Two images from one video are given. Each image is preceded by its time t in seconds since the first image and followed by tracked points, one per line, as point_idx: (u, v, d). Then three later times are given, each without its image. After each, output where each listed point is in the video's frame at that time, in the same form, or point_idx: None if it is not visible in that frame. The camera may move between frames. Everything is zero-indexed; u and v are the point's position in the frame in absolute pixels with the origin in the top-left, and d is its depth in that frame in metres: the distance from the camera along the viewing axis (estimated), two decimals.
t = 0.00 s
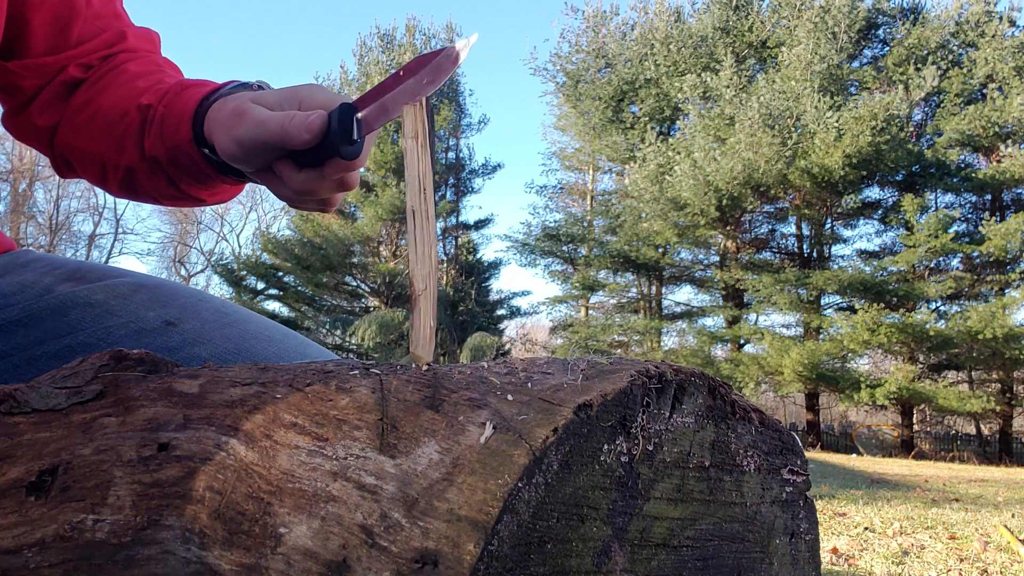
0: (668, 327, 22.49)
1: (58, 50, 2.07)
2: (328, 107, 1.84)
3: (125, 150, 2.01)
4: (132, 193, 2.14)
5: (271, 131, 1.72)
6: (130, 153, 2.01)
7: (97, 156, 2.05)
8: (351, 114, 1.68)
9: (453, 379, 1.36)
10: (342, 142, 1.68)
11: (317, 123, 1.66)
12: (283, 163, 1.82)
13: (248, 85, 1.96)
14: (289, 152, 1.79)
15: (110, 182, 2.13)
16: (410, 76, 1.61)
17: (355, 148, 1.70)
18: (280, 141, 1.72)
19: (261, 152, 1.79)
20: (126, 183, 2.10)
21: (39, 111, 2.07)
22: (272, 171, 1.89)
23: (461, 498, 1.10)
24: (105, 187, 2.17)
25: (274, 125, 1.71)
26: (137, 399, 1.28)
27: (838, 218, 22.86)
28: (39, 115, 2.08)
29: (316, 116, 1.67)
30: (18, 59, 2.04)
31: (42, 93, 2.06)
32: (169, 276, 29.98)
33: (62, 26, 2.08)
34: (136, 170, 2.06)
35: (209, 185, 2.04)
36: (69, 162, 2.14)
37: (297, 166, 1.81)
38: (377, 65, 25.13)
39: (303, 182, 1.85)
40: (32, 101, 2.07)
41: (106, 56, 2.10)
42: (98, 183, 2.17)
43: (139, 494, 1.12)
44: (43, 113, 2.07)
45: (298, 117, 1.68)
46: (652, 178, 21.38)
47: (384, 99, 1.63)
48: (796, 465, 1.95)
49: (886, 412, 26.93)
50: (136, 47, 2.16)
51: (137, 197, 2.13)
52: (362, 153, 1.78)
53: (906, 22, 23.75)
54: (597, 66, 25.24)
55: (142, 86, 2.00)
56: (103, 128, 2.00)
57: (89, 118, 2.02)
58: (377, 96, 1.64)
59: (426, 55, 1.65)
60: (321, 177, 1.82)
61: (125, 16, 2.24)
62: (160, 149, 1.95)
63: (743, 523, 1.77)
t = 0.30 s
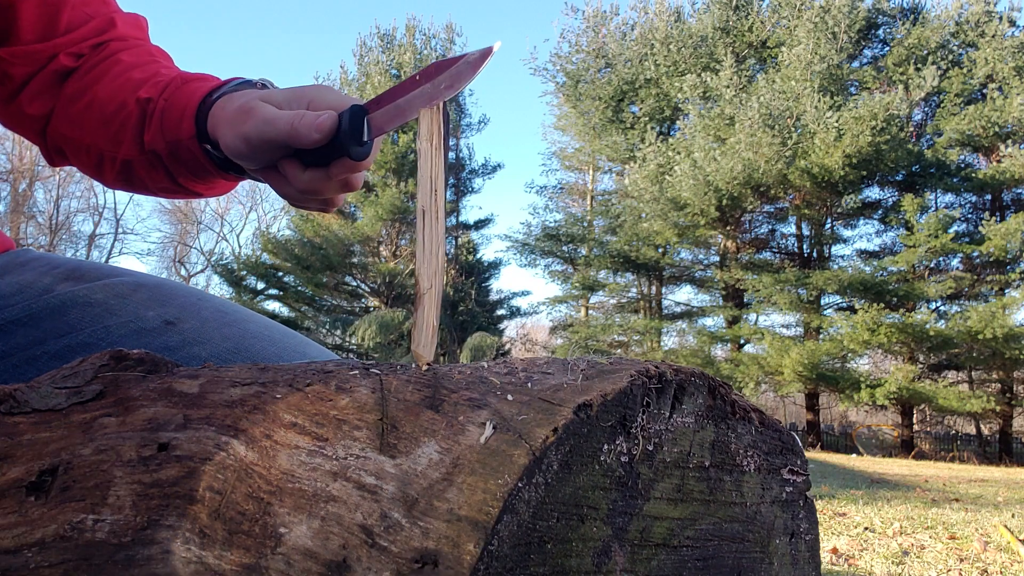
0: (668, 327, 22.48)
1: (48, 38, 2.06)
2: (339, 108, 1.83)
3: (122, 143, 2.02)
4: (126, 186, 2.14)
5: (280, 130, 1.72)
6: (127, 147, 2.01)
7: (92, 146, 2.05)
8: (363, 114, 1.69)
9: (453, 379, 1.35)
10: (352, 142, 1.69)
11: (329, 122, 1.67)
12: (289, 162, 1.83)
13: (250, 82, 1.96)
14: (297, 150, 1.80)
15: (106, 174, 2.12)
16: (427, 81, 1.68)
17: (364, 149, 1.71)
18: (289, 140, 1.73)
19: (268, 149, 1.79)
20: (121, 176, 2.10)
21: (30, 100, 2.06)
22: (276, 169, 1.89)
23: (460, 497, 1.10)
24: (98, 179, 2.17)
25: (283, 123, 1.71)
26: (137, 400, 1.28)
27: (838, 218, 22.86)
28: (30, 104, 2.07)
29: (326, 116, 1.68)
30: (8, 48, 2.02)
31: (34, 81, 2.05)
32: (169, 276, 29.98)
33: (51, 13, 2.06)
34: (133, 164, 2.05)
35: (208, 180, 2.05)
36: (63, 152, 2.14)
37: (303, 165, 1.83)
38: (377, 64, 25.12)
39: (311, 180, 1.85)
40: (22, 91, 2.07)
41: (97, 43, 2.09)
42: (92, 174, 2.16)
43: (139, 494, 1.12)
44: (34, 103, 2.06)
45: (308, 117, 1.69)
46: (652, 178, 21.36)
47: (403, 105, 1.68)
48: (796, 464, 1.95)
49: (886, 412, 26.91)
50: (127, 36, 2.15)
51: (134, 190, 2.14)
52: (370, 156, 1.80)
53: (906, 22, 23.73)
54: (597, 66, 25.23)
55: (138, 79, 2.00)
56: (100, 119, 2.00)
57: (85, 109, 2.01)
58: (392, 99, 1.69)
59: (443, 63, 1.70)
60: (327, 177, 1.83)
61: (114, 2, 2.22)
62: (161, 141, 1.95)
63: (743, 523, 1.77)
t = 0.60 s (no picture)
0: (668, 327, 22.47)
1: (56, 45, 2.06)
2: (341, 109, 1.84)
3: (128, 149, 2.02)
4: (132, 192, 2.13)
5: (283, 131, 1.74)
6: (133, 152, 2.01)
7: (99, 152, 2.05)
8: (363, 115, 1.68)
9: (453, 379, 1.36)
10: (354, 144, 1.69)
11: (331, 123, 1.67)
12: (291, 163, 1.84)
13: (255, 86, 1.97)
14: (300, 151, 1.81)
15: (111, 180, 2.11)
16: (427, 81, 1.66)
17: (365, 150, 1.71)
18: (291, 140, 1.74)
19: (270, 150, 1.81)
20: (126, 182, 2.09)
21: (37, 108, 2.06)
22: (279, 170, 1.90)
23: (461, 497, 1.10)
24: (104, 187, 2.16)
25: (286, 125, 1.73)
26: (137, 399, 1.28)
27: (838, 218, 22.89)
28: (38, 112, 2.07)
29: (328, 117, 1.69)
30: (16, 55, 2.02)
31: (42, 88, 2.05)
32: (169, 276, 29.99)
33: (60, 21, 2.07)
34: (138, 169, 2.05)
35: (213, 184, 2.05)
36: (67, 160, 2.14)
37: (305, 165, 1.83)
38: (377, 64, 25.07)
39: (312, 183, 1.84)
40: (31, 99, 2.07)
41: (105, 53, 2.10)
42: (98, 181, 2.16)
43: (139, 494, 1.12)
44: (41, 110, 2.06)
45: (310, 119, 1.70)
46: (652, 178, 21.36)
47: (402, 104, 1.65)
48: (797, 464, 1.95)
49: (886, 412, 26.90)
50: (134, 45, 2.16)
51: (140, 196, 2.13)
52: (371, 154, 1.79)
53: (906, 22, 23.73)
54: (597, 66, 25.22)
55: (145, 85, 2.01)
56: (107, 124, 2.01)
57: (93, 115, 2.02)
58: (392, 99, 1.67)
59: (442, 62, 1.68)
60: (329, 178, 1.82)
61: (121, 12, 2.23)
62: (166, 146, 1.95)
63: (743, 523, 1.77)
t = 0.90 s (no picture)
0: (668, 327, 22.47)
1: (65, 50, 2.06)
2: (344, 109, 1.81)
3: (137, 151, 2.03)
4: (141, 196, 2.13)
5: (287, 132, 1.69)
6: (142, 153, 2.03)
7: (109, 154, 2.06)
8: (367, 116, 1.62)
9: (453, 378, 1.36)
10: (357, 145, 1.62)
11: (335, 123, 1.61)
12: (296, 163, 1.79)
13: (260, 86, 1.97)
14: (305, 152, 1.76)
15: (119, 184, 2.12)
16: (429, 81, 1.61)
17: (369, 151, 1.63)
18: (297, 142, 1.68)
19: (275, 150, 1.76)
20: (135, 185, 2.10)
21: (47, 114, 2.06)
22: (284, 171, 1.84)
23: (461, 497, 1.10)
24: (114, 191, 2.16)
25: (290, 125, 1.67)
26: (138, 400, 1.29)
27: (839, 218, 22.89)
28: (47, 118, 2.07)
29: (332, 118, 1.62)
30: (25, 61, 2.01)
31: (50, 94, 2.05)
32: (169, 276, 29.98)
33: (68, 25, 2.06)
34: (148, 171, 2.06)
35: (221, 186, 2.06)
36: (76, 164, 2.14)
37: (310, 166, 1.79)
38: (377, 64, 25.05)
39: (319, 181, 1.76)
40: (40, 104, 2.06)
41: (113, 58, 2.10)
42: (106, 186, 2.16)
43: (140, 494, 1.12)
44: (51, 116, 2.06)
45: (314, 120, 1.64)
46: (652, 178, 21.36)
47: (403, 104, 1.60)
48: (797, 464, 1.95)
49: (886, 411, 26.90)
50: (142, 52, 2.17)
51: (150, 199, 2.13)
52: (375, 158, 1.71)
53: (906, 22, 23.73)
54: (597, 66, 25.20)
55: (155, 89, 2.02)
56: (116, 129, 2.02)
57: (102, 119, 2.02)
58: (396, 100, 1.61)
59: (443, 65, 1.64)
60: (333, 178, 1.80)
61: (129, 18, 2.24)
62: (176, 149, 1.96)
63: (743, 522, 1.77)
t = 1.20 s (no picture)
0: (668, 327, 22.47)
1: (68, 53, 2.08)
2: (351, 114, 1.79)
3: (139, 151, 2.04)
4: (144, 198, 2.14)
5: (292, 135, 1.68)
6: (145, 153, 2.03)
7: (111, 155, 2.06)
8: (374, 124, 1.61)
9: (453, 379, 1.36)
10: (362, 151, 1.60)
11: (342, 129, 1.61)
12: (299, 165, 1.77)
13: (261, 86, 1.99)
14: (309, 155, 1.75)
15: (120, 185, 2.12)
16: (435, 94, 1.59)
17: (375, 157, 1.62)
18: (301, 146, 1.68)
19: (278, 153, 1.75)
20: (138, 187, 2.11)
21: (49, 116, 2.07)
22: (288, 173, 1.84)
23: (461, 497, 1.10)
24: (117, 193, 2.16)
25: (296, 129, 1.67)
26: (138, 400, 1.29)
27: (839, 218, 22.89)
28: (50, 119, 2.07)
29: (338, 124, 1.62)
30: (28, 63, 2.02)
31: (52, 96, 2.06)
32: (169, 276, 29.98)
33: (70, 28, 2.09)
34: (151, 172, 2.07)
35: (224, 185, 2.06)
36: (76, 167, 2.14)
37: (314, 169, 1.77)
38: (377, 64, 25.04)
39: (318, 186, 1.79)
40: (43, 106, 2.07)
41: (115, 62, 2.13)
42: (107, 188, 2.16)
43: (139, 494, 1.12)
44: (53, 118, 2.07)
45: (320, 124, 1.63)
46: (652, 178, 21.36)
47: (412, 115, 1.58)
48: (797, 464, 1.95)
49: (886, 411, 26.90)
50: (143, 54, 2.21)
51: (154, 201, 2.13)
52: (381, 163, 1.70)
53: (906, 22, 23.73)
54: (597, 66, 25.20)
55: (158, 91, 2.05)
56: (119, 128, 2.03)
57: (104, 120, 2.04)
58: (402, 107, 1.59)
59: (451, 77, 1.61)
60: (337, 181, 1.78)
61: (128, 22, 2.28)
62: (178, 147, 1.97)
63: (743, 523, 1.77)
